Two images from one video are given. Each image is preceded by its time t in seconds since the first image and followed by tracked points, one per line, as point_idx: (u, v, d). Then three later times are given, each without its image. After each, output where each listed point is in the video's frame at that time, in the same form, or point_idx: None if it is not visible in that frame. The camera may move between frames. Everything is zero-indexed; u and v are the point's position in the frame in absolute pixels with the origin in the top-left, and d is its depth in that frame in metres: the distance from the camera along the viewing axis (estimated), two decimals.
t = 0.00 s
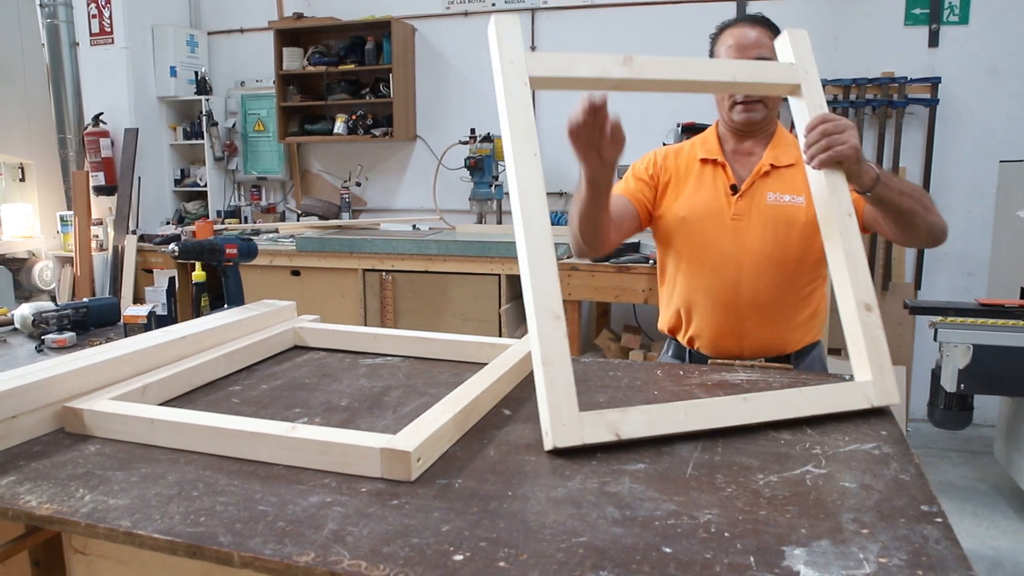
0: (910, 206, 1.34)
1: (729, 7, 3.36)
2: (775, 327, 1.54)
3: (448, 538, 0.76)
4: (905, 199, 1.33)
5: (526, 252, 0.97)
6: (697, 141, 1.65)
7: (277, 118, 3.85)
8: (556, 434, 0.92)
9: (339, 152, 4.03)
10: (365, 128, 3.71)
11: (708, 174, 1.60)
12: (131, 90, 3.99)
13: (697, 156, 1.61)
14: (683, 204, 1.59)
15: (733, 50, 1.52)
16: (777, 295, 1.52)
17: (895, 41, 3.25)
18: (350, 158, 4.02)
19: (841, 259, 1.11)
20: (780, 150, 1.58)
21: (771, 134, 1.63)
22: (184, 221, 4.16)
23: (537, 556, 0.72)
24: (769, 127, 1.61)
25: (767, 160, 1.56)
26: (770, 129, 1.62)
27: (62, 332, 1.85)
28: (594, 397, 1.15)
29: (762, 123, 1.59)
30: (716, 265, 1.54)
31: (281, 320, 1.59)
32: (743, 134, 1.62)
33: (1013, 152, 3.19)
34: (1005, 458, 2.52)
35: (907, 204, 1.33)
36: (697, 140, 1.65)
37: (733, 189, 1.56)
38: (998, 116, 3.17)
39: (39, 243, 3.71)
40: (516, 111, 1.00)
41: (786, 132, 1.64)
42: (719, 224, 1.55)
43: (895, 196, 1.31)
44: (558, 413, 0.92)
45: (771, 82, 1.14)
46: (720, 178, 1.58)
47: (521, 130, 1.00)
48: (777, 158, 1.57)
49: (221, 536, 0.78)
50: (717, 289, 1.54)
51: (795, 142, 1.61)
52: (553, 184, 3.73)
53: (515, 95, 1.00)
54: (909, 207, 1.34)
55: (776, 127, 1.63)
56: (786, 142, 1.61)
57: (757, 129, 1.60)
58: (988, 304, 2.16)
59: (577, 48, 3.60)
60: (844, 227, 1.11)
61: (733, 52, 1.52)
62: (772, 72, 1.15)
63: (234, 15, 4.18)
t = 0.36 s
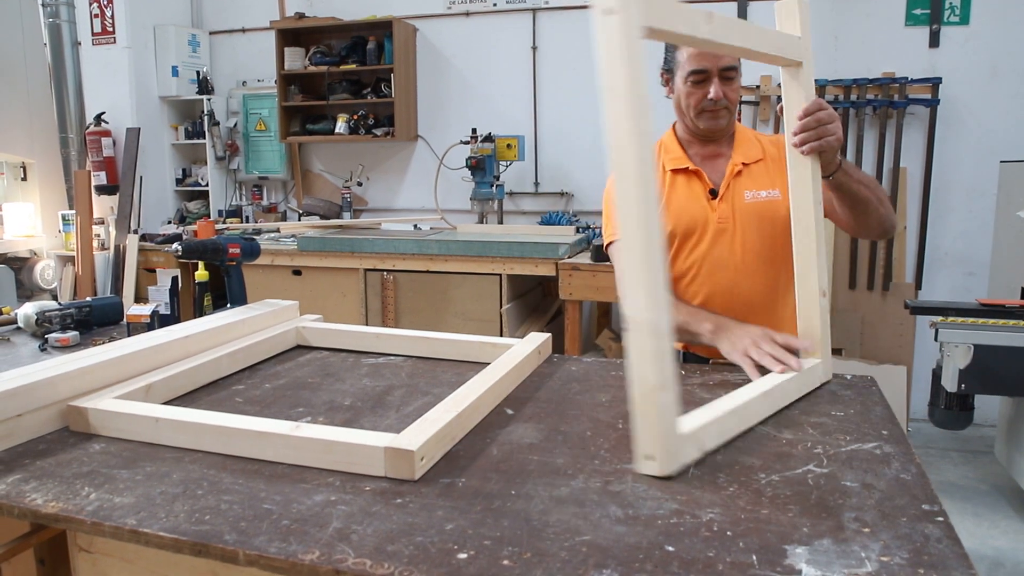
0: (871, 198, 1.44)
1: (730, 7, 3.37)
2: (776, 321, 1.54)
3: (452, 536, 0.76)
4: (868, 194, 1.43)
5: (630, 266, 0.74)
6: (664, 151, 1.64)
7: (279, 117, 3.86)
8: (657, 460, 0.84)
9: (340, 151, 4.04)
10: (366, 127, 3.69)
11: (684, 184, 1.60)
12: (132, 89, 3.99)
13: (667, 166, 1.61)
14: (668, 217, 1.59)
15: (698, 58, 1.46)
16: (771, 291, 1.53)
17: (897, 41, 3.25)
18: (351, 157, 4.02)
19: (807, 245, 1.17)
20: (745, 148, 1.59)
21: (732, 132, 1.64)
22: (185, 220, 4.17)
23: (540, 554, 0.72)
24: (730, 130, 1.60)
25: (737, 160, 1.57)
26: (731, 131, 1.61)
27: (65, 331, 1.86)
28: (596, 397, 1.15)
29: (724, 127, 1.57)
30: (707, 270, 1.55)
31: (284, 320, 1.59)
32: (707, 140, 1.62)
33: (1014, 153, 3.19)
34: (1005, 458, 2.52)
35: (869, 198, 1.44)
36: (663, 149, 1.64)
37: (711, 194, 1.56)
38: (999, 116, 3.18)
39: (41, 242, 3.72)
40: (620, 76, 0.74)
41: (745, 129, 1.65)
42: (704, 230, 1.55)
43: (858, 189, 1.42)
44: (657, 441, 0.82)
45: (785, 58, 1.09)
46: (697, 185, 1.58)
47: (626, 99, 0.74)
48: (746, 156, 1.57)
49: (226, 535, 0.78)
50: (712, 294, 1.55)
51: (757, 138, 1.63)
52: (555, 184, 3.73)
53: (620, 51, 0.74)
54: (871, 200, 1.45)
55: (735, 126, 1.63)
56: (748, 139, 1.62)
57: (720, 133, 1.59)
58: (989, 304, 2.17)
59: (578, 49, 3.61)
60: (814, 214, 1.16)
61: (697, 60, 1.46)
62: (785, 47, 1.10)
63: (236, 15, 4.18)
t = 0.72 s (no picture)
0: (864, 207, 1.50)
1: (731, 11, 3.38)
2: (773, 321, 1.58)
3: (454, 539, 0.77)
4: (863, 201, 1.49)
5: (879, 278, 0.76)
6: (654, 155, 1.59)
7: (281, 120, 3.87)
8: (891, 485, 0.81)
9: (342, 154, 4.05)
10: (368, 130, 3.71)
11: (683, 189, 1.56)
12: (135, 92, 3.99)
13: (660, 171, 1.56)
14: (669, 225, 1.55)
15: (700, 68, 1.48)
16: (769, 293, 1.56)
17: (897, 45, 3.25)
18: (352, 160, 4.03)
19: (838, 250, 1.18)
20: (730, 152, 1.60)
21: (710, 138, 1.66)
22: (187, 223, 4.17)
23: (542, 556, 0.73)
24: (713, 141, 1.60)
25: (726, 166, 1.58)
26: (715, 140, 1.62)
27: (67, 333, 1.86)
28: (597, 400, 1.16)
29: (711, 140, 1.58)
30: (713, 278, 1.54)
31: (286, 322, 1.60)
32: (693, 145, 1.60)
33: (1014, 157, 3.20)
34: (1005, 462, 2.52)
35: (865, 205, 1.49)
36: (652, 154, 1.59)
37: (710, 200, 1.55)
38: (999, 120, 3.19)
39: (42, 244, 3.74)
40: (886, 84, 0.74)
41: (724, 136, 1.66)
42: (711, 237, 1.53)
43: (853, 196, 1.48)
44: (896, 463, 0.80)
45: (845, 61, 1.08)
46: (694, 191, 1.56)
47: (892, 111, 0.74)
48: (732, 160, 1.59)
49: (229, 537, 0.79)
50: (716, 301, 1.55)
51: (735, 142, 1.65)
52: (556, 187, 3.74)
53: (895, 57, 0.74)
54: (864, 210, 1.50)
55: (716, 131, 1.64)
56: (728, 143, 1.63)
57: (708, 143, 1.58)
58: (990, 308, 2.15)
59: (579, 52, 3.62)
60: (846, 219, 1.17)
61: (699, 71, 1.48)
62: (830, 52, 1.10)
63: (238, 17, 4.19)
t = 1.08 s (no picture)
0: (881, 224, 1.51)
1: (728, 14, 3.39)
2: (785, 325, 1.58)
3: (450, 541, 0.77)
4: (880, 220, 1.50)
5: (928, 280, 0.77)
6: (687, 150, 1.57)
7: (279, 123, 3.87)
8: (933, 493, 0.79)
9: (340, 157, 4.05)
10: (365, 133, 3.72)
11: (714, 186, 1.55)
12: (132, 95, 4.00)
13: (693, 167, 1.55)
14: (696, 220, 1.53)
15: (737, 65, 1.48)
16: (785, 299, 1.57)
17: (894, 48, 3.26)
18: (351, 163, 4.03)
19: (861, 255, 1.19)
20: (760, 157, 1.60)
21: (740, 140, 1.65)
22: (185, 226, 4.17)
23: (537, 558, 0.73)
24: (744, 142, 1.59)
25: (756, 170, 1.57)
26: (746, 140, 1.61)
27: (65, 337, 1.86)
28: (594, 403, 1.16)
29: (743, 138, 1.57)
30: (734, 279, 1.54)
31: (283, 325, 1.60)
32: (726, 144, 1.59)
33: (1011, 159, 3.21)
34: (1003, 463, 2.53)
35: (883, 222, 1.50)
36: (685, 148, 1.58)
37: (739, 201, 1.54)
38: (995, 123, 3.20)
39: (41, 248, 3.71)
40: (956, 88, 0.74)
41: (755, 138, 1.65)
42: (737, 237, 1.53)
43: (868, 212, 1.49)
44: (937, 470, 0.79)
45: (882, 64, 1.08)
46: (723, 190, 1.55)
47: (960, 115, 0.74)
48: (762, 165, 1.59)
49: (226, 539, 0.79)
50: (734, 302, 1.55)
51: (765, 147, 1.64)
52: (554, 190, 3.74)
53: (969, 60, 0.73)
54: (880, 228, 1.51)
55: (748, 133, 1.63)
56: (759, 147, 1.63)
57: (740, 143, 1.57)
58: (987, 311, 2.18)
59: (577, 55, 3.62)
60: (871, 225, 1.18)
61: (734, 68, 1.48)
62: (867, 56, 1.10)
63: (236, 21, 4.20)
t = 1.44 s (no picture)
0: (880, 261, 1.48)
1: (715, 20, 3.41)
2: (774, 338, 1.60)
3: (435, 548, 0.77)
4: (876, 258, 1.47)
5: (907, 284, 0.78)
6: (701, 151, 1.56)
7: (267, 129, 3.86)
8: (912, 496, 0.80)
9: (328, 163, 4.05)
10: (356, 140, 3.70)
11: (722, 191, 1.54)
12: (120, 101, 3.99)
13: (704, 169, 1.53)
14: (699, 223, 1.53)
15: (774, 74, 1.43)
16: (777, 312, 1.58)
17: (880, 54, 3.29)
18: (339, 169, 4.03)
19: (847, 258, 1.20)
20: (775, 172, 1.59)
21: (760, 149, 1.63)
22: (173, 232, 4.15)
23: (522, 565, 0.73)
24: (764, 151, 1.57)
25: (769, 183, 1.56)
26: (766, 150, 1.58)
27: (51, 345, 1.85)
28: (580, 408, 1.16)
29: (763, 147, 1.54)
30: (728, 285, 1.55)
31: (270, 332, 1.59)
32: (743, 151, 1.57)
33: (995, 164, 3.24)
34: (989, 466, 2.55)
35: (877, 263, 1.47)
36: (699, 149, 1.56)
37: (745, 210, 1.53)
38: (980, 128, 3.23)
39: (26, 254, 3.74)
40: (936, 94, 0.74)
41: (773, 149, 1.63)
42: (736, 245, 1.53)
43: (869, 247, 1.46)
44: (917, 473, 0.80)
45: (867, 70, 1.09)
46: (733, 197, 1.54)
47: (937, 121, 0.75)
48: (775, 179, 1.58)
49: (210, 548, 0.78)
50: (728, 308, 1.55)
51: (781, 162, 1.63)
52: (543, 195, 3.75)
53: (943, 67, 0.74)
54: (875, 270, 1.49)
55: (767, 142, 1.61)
56: (775, 162, 1.62)
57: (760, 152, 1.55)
58: (972, 314, 2.23)
59: (566, 61, 3.64)
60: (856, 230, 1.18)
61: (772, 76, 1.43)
62: (851, 62, 1.10)
63: (224, 27, 4.19)
